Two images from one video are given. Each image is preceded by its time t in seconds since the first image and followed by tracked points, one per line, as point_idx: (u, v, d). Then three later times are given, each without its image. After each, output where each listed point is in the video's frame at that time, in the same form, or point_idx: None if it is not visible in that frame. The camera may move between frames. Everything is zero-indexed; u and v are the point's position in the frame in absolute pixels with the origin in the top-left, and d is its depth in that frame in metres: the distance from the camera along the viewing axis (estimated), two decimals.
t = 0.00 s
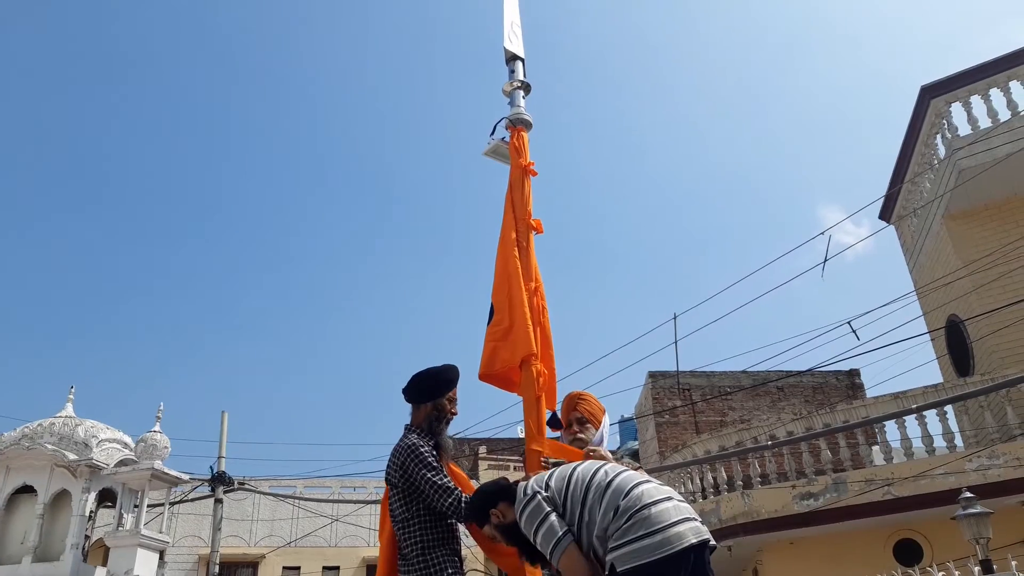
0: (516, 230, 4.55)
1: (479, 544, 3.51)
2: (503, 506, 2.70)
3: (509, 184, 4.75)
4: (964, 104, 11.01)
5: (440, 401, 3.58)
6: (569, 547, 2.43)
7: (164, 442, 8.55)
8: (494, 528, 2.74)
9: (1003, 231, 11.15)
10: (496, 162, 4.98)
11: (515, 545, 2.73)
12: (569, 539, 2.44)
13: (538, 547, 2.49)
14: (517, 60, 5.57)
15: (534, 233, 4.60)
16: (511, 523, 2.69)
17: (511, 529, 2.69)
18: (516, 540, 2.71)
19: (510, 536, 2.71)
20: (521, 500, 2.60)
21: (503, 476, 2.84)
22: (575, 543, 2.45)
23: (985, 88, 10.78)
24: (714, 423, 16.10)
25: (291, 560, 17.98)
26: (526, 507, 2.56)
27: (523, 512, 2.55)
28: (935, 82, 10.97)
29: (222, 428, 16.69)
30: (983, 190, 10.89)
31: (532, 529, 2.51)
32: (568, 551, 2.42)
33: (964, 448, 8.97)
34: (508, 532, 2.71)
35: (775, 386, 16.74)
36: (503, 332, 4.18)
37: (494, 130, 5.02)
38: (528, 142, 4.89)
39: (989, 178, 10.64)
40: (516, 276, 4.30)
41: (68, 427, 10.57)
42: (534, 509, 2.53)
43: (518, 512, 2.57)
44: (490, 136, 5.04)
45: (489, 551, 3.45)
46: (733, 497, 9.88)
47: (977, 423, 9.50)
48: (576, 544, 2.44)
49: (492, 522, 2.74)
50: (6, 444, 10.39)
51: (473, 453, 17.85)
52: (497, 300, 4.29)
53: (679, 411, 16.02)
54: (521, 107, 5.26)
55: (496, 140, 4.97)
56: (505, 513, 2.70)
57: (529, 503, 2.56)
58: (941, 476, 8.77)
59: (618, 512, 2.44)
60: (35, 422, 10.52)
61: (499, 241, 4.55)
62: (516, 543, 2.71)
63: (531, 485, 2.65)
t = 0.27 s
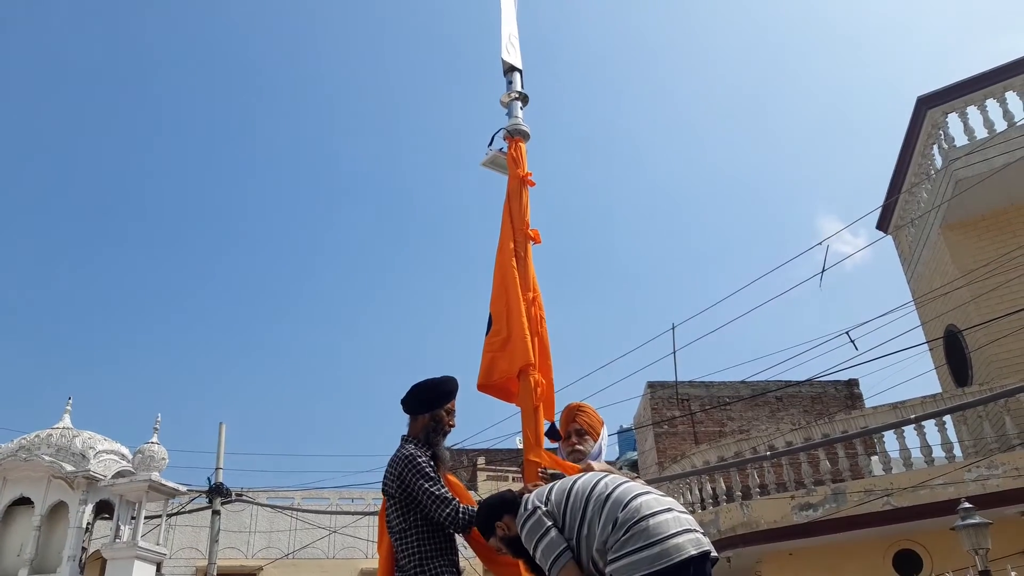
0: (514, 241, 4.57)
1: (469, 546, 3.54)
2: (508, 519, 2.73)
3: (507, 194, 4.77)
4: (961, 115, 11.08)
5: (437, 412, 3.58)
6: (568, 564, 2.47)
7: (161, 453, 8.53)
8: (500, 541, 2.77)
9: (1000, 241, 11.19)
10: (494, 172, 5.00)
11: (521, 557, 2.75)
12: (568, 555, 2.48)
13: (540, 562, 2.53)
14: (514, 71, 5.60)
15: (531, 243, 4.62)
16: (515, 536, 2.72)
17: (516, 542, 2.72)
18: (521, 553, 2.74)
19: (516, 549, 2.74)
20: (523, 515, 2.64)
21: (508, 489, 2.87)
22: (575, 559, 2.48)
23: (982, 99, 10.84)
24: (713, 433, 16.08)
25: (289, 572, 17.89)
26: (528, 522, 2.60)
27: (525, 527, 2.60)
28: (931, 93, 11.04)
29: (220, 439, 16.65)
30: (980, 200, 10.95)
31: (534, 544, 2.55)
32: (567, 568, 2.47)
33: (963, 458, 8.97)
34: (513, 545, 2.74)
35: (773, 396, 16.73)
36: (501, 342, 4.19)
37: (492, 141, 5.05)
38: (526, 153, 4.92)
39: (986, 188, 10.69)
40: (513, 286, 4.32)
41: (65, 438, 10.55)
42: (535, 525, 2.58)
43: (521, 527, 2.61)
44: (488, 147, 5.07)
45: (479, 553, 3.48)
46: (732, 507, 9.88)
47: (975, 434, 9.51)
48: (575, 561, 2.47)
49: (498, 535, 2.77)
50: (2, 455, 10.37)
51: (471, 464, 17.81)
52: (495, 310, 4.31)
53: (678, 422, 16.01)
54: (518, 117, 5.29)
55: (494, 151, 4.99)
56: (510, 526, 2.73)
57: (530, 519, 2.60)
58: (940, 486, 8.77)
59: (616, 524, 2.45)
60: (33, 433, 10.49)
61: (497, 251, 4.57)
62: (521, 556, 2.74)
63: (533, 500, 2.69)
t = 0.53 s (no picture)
0: (515, 244, 4.57)
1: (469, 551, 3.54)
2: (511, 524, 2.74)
3: (507, 197, 4.77)
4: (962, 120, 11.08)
5: (437, 417, 3.58)
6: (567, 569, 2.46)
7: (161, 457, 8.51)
8: (504, 545, 2.78)
9: (1001, 246, 11.18)
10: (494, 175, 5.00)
11: (525, 562, 2.76)
12: (569, 560, 2.48)
13: (541, 568, 2.53)
14: (515, 75, 5.61)
15: (532, 246, 4.62)
16: (519, 541, 2.73)
17: (519, 547, 2.73)
18: (525, 558, 2.74)
19: (520, 554, 2.75)
20: (525, 521, 2.64)
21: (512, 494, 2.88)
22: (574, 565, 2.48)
23: (983, 104, 10.84)
24: (713, 438, 16.05)
25: None
26: (529, 527, 2.61)
27: (526, 532, 2.61)
28: (932, 98, 11.05)
29: (220, 443, 16.63)
30: (981, 205, 10.94)
31: (535, 550, 2.55)
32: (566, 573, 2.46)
33: (965, 463, 8.94)
34: (517, 550, 2.75)
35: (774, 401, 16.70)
36: (502, 345, 4.19)
37: (493, 145, 5.05)
38: (527, 156, 4.92)
39: (987, 193, 10.68)
40: (514, 290, 4.31)
41: (65, 441, 10.55)
42: (535, 531, 2.58)
43: (523, 533, 2.62)
44: (488, 150, 5.07)
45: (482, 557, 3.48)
46: (733, 513, 9.87)
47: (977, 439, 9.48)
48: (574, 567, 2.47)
49: (502, 540, 2.78)
50: (2, 458, 10.35)
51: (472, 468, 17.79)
52: (496, 314, 4.30)
53: (678, 427, 15.98)
54: (519, 121, 5.29)
55: (494, 154, 4.99)
56: (514, 531, 2.73)
57: (531, 525, 2.60)
58: (941, 491, 8.74)
59: (617, 529, 2.44)
60: (33, 437, 10.48)
61: (497, 255, 4.57)
62: (524, 561, 2.74)
63: (534, 506, 2.69)
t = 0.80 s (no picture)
0: (519, 255, 4.59)
1: (473, 562, 3.53)
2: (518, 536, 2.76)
3: (511, 209, 4.80)
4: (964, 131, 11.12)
5: (441, 428, 3.59)
6: None
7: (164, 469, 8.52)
8: (511, 558, 2.80)
9: (1005, 256, 11.19)
10: (498, 186, 5.03)
11: None
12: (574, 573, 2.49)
13: None
14: (518, 87, 5.65)
15: (536, 257, 4.64)
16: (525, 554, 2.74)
17: (524, 560, 2.75)
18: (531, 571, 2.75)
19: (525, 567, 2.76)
20: (530, 535, 2.66)
21: (518, 507, 2.91)
22: None
23: (985, 114, 10.87)
24: (718, 449, 16.01)
25: None
26: (534, 541, 2.63)
27: (531, 546, 2.63)
28: (934, 109, 11.08)
29: (223, 455, 16.62)
30: (984, 215, 10.96)
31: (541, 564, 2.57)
32: None
33: (970, 474, 8.90)
34: (523, 563, 2.76)
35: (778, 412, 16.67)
36: (506, 356, 4.20)
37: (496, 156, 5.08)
38: (530, 168, 4.95)
39: (990, 204, 10.70)
40: (517, 300, 4.33)
41: (69, 453, 10.58)
42: (539, 546, 2.60)
43: (528, 547, 2.64)
44: (492, 162, 5.10)
45: (486, 569, 3.47)
46: (738, 524, 9.88)
47: (982, 450, 9.46)
48: None
49: (508, 553, 2.80)
50: (6, 470, 10.37)
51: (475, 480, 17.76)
52: (500, 325, 4.32)
53: (682, 438, 15.94)
54: (522, 133, 5.33)
55: (498, 166, 5.03)
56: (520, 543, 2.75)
57: (535, 539, 2.63)
58: (947, 503, 8.70)
59: (621, 541, 2.44)
60: (37, 449, 10.51)
61: (501, 266, 4.59)
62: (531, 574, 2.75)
63: (539, 519, 2.71)
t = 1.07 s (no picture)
0: (520, 260, 4.59)
1: (475, 568, 3.53)
2: (520, 544, 2.78)
3: (513, 214, 4.81)
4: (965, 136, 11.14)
5: (443, 433, 3.60)
6: None
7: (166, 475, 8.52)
8: (514, 566, 2.81)
9: (1006, 261, 11.18)
10: (499, 191, 5.04)
11: None
12: None
13: None
14: (520, 93, 5.67)
15: (537, 262, 4.64)
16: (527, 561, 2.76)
17: (527, 567, 2.76)
18: None
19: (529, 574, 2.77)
20: (534, 543, 2.68)
21: (522, 514, 2.93)
22: None
23: (986, 119, 10.89)
24: (720, 455, 15.99)
25: None
26: (536, 549, 2.65)
27: (534, 554, 2.65)
28: (935, 114, 11.09)
29: (225, 462, 16.61)
30: (986, 220, 10.97)
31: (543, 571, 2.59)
32: None
33: (973, 480, 8.87)
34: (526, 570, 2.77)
35: (781, 417, 16.64)
36: (507, 361, 4.20)
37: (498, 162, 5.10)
38: (532, 173, 4.96)
39: (992, 209, 10.72)
40: (519, 305, 4.33)
41: (71, 460, 10.59)
42: (542, 553, 2.62)
43: (531, 554, 2.66)
44: (494, 167, 5.11)
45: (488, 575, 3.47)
46: (740, 531, 9.86)
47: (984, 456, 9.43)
48: None
49: (512, 561, 2.81)
50: (8, 477, 10.37)
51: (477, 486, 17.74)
52: (501, 330, 4.32)
53: (684, 444, 15.92)
54: (524, 139, 5.34)
55: (499, 171, 5.04)
56: (523, 550, 2.77)
57: (538, 547, 2.64)
58: (950, 508, 8.67)
59: (622, 548, 2.44)
60: (38, 456, 10.51)
61: (502, 270, 4.59)
62: None
63: (542, 528, 2.73)
